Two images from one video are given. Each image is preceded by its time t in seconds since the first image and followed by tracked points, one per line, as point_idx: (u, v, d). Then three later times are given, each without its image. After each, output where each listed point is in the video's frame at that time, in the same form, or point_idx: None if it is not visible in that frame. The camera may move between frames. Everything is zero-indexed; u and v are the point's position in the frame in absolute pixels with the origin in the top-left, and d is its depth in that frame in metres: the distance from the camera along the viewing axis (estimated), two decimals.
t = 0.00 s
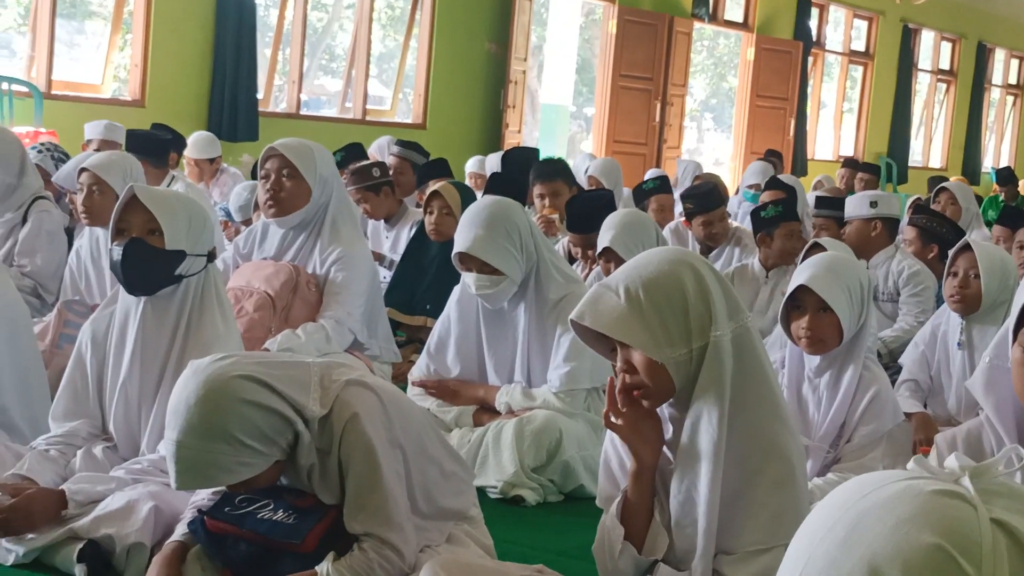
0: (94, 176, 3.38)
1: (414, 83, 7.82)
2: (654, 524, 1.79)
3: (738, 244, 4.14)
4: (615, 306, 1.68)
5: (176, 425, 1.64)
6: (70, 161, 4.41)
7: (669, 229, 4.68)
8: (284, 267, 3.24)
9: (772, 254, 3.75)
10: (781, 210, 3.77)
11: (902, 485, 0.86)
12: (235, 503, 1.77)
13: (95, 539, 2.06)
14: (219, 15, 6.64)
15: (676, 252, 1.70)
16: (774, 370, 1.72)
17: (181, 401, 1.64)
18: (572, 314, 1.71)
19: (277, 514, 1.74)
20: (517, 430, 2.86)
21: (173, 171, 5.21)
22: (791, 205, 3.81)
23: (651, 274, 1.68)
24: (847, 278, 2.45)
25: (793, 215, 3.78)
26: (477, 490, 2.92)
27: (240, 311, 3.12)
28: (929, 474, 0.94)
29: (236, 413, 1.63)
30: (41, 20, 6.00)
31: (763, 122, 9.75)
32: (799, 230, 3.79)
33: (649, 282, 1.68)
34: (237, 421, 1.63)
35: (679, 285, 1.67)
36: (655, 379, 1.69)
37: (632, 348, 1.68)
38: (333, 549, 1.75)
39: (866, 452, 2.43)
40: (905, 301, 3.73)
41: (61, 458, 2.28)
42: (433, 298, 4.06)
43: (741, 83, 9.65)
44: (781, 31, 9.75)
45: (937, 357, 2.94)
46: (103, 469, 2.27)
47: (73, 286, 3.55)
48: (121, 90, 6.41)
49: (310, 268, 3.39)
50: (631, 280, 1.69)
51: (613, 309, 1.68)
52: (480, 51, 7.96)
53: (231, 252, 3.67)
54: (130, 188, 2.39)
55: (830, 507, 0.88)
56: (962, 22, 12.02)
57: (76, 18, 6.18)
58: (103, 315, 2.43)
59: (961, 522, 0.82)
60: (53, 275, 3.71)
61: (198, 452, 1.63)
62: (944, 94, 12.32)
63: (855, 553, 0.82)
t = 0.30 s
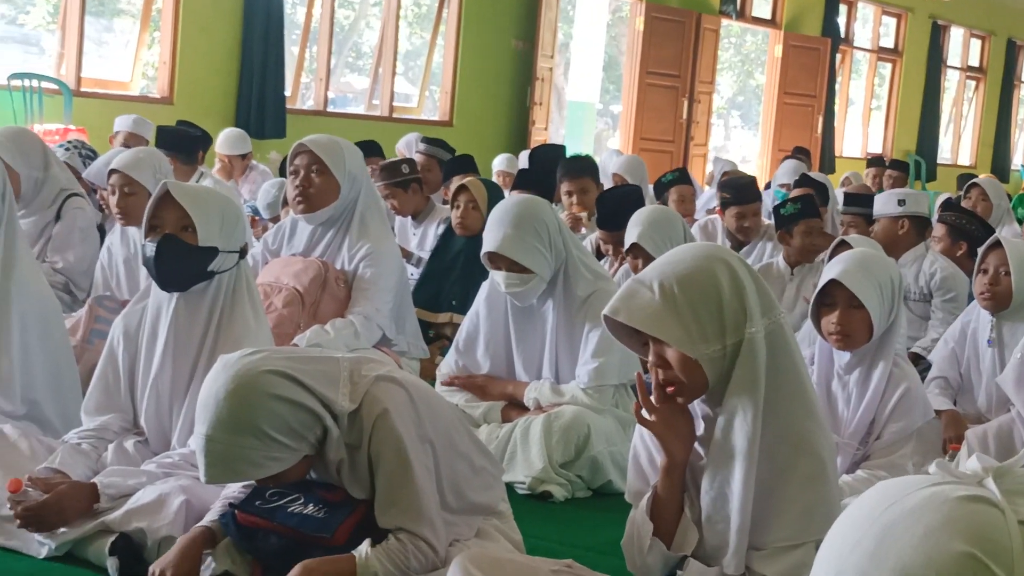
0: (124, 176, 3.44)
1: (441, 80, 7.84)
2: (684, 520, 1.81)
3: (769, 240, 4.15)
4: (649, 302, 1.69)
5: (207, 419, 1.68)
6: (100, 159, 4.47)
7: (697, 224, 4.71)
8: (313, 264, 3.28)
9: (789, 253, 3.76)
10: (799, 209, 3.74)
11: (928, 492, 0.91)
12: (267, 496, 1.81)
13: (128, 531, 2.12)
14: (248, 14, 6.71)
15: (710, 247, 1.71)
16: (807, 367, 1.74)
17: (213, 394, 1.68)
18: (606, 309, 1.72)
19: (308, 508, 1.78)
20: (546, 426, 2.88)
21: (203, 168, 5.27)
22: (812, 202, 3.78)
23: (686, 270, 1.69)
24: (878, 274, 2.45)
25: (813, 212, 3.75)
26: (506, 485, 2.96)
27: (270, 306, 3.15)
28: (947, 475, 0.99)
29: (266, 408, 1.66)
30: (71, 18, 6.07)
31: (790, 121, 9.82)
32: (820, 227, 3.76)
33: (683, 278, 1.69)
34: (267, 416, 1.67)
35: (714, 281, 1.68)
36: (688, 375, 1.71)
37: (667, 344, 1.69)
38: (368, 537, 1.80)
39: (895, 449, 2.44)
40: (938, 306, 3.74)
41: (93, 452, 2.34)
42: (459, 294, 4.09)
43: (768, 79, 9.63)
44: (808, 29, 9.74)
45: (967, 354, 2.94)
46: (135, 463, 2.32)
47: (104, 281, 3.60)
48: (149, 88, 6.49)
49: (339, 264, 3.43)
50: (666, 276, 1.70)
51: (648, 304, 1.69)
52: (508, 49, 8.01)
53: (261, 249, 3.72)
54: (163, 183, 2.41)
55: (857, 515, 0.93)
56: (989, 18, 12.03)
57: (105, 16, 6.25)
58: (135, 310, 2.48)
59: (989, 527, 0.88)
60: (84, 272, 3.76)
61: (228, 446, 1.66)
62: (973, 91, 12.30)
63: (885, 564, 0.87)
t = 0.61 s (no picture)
0: (155, 180, 3.49)
1: (471, 79, 7.88)
2: (712, 519, 1.81)
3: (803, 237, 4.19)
4: (695, 287, 1.70)
5: (240, 419, 1.71)
6: (133, 159, 4.53)
7: (731, 220, 4.73)
8: (345, 262, 3.31)
9: (812, 251, 3.75)
10: (815, 204, 3.77)
11: (958, 505, 0.93)
12: (299, 494, 1.85)
13: (162, 528, 2.16)
14: (280, 15, 6.78)
15: (762, 245, 1.73)
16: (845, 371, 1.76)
17: (245, 395, 1.71)
18: (650, 289, 1.73)
19: (341, 505, 1.81)
20: (577, 424, 2.90)
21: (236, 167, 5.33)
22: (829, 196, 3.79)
23: (736, 262, 1.71)
24: (911, 272, 2.44)
25: (831, 205, 3.75)
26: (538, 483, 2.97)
27: (303, 305, 3.19)
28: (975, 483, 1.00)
29: (297, 407, 1.69)
30: (104, 18, 6.15)
31: (823, 117, 9.73)
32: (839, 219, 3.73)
33: (732, 270, 1.70)
34: (299, 415, 1.70)
35: (763, 277, 1.69)
36: (721, 367, 1.71)
37: (707, 331, 1.70)
38: (400, 532, 1.84)
39: (928, 449, 2.44)
40: (972, 306, 3.73)
41: (128, 449, 2.38)
42: (490, 293, 4.12)
43: (800, 77, 9.58)
44: (841, 25, 9.68)
45: (1000, 353, 2.93)
46: (169, 461, 2.36)
47: (138, 280, 3.65)
48: (182, 88, 6.56)
49: (371, 262, 3.47)
50: (716, 265, 1.71)
51: (694, 290, 1.70)
52: (538, 47, 8.04)
53: (294, 247, 3.76)
54: (202, 184, 2.46)
55: (887, 526, 0.95)
56: None
57: (138, 16, 6.33)
58: (170, 308, 2.51)
59: (1019, 542, 0.90)
60: (118, 271, 3.81)
61: (261, 447, 1.70)
62: (1006, 88, 12.19)
63: None
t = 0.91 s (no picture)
0: (182, 180, 3.55)
1: (496, 77, 7.91)
2: (736, 516, 1.82)
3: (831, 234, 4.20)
4: (746, 267, 1.71)
5: (268, 419, 1.74)
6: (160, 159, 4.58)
7: (759, 216, 4.74)
8: (371, 260, 3.34)
9: (832, 247, 3.74)
10: (831, 203, 3.77)
11: (977, 517, 0.92)
12: (327, 492, 1.87)
13: (190, 525, 2.19)
14: (307, 15, 6.83)
15: (821, 248, 1.73)
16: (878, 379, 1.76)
17: (272, 395, 1.74)
18: (703, 258, 1.74)
19: (368, 503, 1.84)
20: (603, 422, 2.91)
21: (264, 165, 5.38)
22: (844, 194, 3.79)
23: (793, 254, 1.71)
24: (939, 267, 2.44)
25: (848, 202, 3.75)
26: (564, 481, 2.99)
27: (329, 303, 3.21)
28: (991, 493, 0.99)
29: (325, 407, 1.72)
30: (131, 18, 6.21)
31: (850, 115, 9.68)
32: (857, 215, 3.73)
33: (787, 262, 1.71)
34: (327, 415, 1.73)
35: (814, 275, 1.70)
36: (752, 352, 1.71)
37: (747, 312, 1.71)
38: (425, 531, 1.86)
39: (955, 447, 2.43)
40: (1001, 305, 3.74)
41: (156, 446, 2.42)
42: (517, 291, 4.14)
43: (827, 73, 9.54)
44: (868, 22, 9.63)
45: None
46: (197, 458, 2.40)
47: (166, 279, 3.69)
48: (209, 87, 6.62)
49: (397, 260, 3.50)
50: (773, 251, 1.72)
51: (744, 269, 1.71)
52: (563, 45, 8.05)
53: (320, 245, 3.79)
54: (225, 183, 2.48)
55: (903, 539, 0.95)
56: None
57: (165, 16, 6.39)
58: (196, 307, 2.55)
59: None
60: (146, 269, 3.86)
61: (288, 446, 1.72)
62: None
63: None
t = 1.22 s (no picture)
0: (204, 180, 3.58)
1: (516, 75, 7.92)
2: (754, 514, 1.82)
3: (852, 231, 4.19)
4: (781, 261, 1.72)
5: (287, 417, 1.75)
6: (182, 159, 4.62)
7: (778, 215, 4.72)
8: (391, 260, 3.36)
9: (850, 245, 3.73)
10: (848, 201, 3.76)
11: (998, 508, 0.89)
12: (347, 490, 1.88)
13: (211, 524, 2.21)
14: (327, 15, 6.87)
15: (860, 255, 1.72)
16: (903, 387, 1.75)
17: (292, 393, 1.75)
18: (740, 248, 1.75)
19: (387, 501, 1.84)
20: (623, 420, 2.93)
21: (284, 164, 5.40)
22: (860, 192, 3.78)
23: (831, 257, 1.71)
24: (959, 265, 2.43)
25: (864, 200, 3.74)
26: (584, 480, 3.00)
27: (350, 302, 3.25)
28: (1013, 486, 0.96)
29: (344, 406, 1.74)
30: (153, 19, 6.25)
31: (870, 113, 9.64)
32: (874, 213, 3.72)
33: (823, 264, 1.70)
34: (349, 413, 1.74)
35: (847, 280, 1.69)
36: (773, 348, 1.72)
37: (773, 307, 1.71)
38: (445, 529, 1.87)
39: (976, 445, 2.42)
40: None
41: (178, 445, 2.44)
42: (536, 290, 4.14)
43: (847, 70, 9.50)
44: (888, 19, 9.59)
45: None
46: (219, 456, 2.42)
47: (186, 278, 3.72)
48: (230, 86, 6.66)
49: (417, 259, 3.51)
50: (811, 251, 1.72)
51: (778, 263, 1.71)
52: (583, 43, 8.06)
53: (340, 245, 3.81)
54: (244, 182, 2.49)
55: (923, 532, 0.92)
56: None
57: (186, 16, 6.42)
58: (217, 306, 2.57)
59: None
60: (166, 269, 3.89)
61: (309, 445, 1.74)
62: None
63: None
